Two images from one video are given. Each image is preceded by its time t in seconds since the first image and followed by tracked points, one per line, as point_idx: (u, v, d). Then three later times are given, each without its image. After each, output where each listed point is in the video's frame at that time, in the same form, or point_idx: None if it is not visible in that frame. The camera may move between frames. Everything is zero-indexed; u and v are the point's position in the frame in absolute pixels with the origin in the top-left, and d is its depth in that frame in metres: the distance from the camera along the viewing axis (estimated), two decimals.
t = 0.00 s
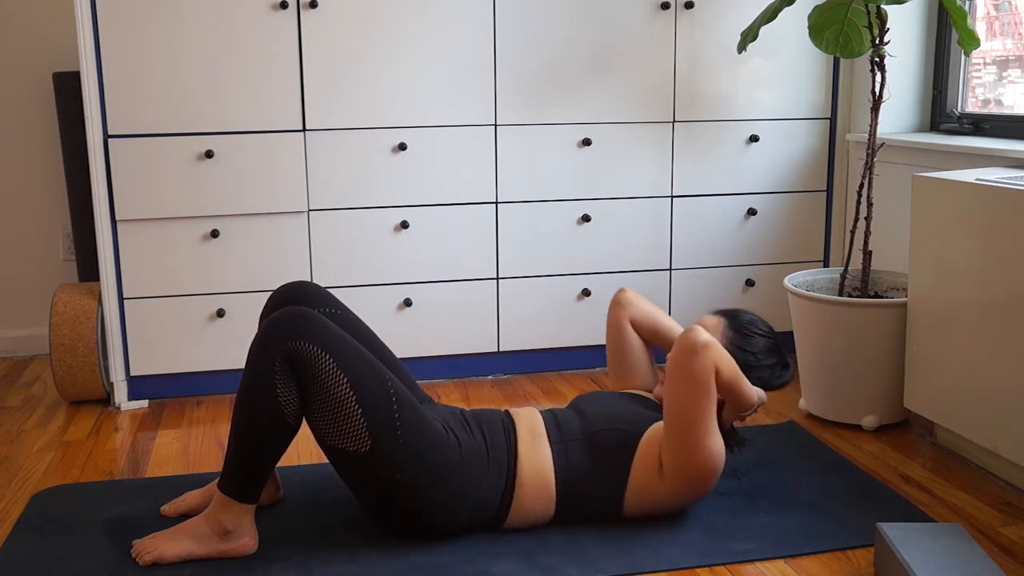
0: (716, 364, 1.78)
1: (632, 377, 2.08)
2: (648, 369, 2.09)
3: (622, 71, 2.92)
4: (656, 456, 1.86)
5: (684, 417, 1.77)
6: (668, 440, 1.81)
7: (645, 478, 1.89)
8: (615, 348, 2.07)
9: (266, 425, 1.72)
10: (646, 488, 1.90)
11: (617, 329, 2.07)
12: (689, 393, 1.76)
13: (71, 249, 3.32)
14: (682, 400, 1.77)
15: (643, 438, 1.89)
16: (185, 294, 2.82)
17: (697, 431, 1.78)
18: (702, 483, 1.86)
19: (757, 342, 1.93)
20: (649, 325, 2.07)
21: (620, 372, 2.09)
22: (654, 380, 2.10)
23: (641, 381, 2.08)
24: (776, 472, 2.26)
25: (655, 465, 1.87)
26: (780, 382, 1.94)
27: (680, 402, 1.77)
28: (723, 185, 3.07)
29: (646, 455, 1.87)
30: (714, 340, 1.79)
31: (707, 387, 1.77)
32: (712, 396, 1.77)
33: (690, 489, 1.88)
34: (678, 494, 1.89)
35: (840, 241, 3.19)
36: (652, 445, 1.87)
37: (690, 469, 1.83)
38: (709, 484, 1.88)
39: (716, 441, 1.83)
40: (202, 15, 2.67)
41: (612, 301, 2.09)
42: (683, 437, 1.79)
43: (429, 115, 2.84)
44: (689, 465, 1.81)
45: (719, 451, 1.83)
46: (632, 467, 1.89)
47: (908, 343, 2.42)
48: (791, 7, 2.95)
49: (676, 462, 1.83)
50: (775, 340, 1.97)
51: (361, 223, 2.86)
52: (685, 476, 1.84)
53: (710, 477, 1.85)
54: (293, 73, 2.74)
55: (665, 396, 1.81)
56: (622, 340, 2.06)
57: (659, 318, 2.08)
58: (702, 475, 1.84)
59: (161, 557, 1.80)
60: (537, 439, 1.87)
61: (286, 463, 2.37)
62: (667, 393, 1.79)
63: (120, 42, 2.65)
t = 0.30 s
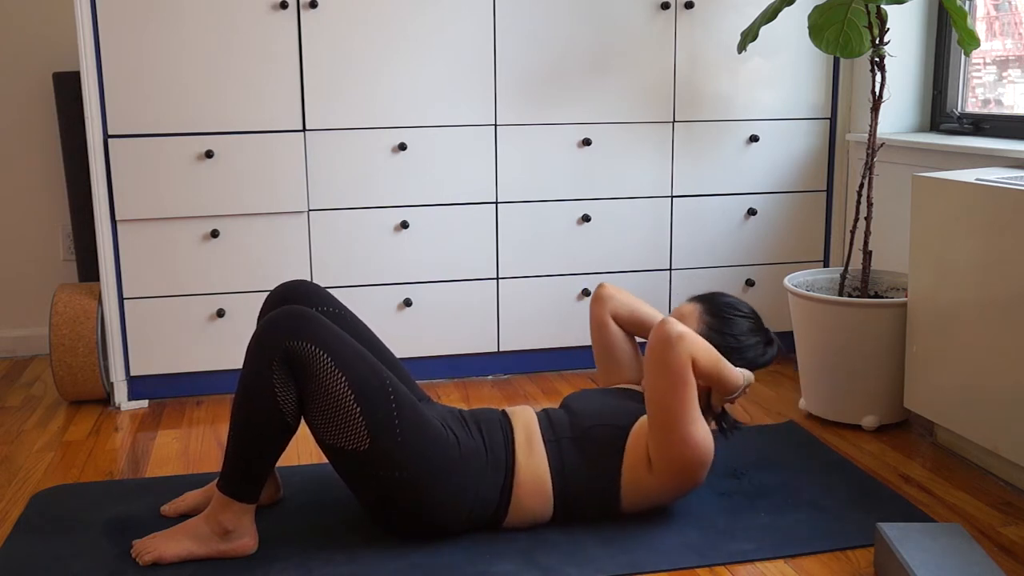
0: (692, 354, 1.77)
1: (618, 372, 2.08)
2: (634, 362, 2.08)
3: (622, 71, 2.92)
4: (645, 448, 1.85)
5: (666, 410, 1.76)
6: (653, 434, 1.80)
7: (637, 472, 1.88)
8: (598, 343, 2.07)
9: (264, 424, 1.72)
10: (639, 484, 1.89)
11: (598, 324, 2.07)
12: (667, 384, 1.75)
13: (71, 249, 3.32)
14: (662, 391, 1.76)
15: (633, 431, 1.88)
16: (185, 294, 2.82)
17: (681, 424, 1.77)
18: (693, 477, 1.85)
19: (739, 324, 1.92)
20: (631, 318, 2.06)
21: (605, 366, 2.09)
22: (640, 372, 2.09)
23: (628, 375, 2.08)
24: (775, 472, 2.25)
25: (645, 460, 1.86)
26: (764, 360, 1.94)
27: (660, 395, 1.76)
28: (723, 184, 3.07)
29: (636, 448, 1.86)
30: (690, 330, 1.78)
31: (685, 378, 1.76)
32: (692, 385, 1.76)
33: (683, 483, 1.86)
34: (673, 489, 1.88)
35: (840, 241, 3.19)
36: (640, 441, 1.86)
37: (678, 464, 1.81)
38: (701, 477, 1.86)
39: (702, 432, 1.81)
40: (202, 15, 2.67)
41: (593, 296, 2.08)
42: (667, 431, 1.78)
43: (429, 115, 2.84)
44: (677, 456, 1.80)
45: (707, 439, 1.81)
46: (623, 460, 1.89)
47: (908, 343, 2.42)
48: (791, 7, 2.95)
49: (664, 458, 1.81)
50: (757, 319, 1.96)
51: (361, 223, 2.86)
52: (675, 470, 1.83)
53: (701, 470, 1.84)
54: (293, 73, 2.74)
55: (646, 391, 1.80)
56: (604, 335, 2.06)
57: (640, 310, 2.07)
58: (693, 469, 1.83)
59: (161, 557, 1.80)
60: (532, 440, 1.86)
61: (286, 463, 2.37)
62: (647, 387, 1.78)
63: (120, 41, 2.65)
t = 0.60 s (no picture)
0: (681, 350, 1.77)
1: (613, 367, 2.08)
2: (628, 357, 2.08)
3: (622, 71, 2.92)
4: (639, 446, 1.85)
5: (658, 408, 1.76)
6: (646, 433, 1.80)
7: (632, 470, 1.88)
8: (591, 338, 2.07)
9: (263, 424, 1.72)
10: (635, 483, 1.89)
11: (591, 320, 2.07)
12: (658, 381, 1.75)
13: (71, 249, 3.32)
14: (653, 389, 1.76)
15: (627, 429, 1.88)
16: (185, 294, 2.82)
17: (673, 421, 1.77)
18: (688, 474, 1.85)
19: (729, 314, 1.91)
20: (624, 313, 2.06)
21: (600, 362, 2.08)
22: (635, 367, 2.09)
23: (622, 370, 2.08)
24: (775, 472, 2.25)
25: (639, 459, 1.86)
26: (756, 347, 1.94)
27: (652, 393, 1.76)
28: (723, 184, 3.07)
29: (629, 446, 1.86)
30: (678, 326, 1.79)
31: (675, 375, 1.76)
32: (683, 382, 1.76)
33: (679, 481, 1.86)
34: (669, 487, 1.88)
35: (840, 241, 3.19)
36: (634, 439, 1.86)
37: (672, 461, 1.81)
38: (697, 474, 1.86)
39: (696, 428, 1.81)
40: (202, 15, 2.67)
41: (585, 293, 2.08)
42: (659, 428, 1.77)
43: (429, 115, 2.84)
44: (671, 453, 1.79)
45: (700, 434, 1.81)
46: (617, 459, 1.89)
47: (908, 343, 2.42)
48: (791, 7, 2.95)
49: (658, 456, 1.81)
50: (746, 307, 1.95)
51: (361, 223, 2.86)
52: (670, 468, 1.82)
53: (696, 466, 1.83)
54: (293, 73, 2.74)
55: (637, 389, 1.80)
56: (597, 330, 2.06)
57: (632, 304, 2.07)
58: (688, 465, 1.82)
59: (161, 557, 1.80)
60: (530, 443, 1.86)
61: (286, 463, 2.37)
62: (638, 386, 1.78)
63: (120, 41, 2.65)
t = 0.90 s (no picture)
0: (678, 351, 1.77)
1: (611, 365, 2.08)
2: (624, 354, 2.08)
3: (622, 71, 2.92)
4: (638, 447, 1.85)
5: (657, 409, 1.76)
6: (645, 434, 1.80)
7: (631, 471, 1.88)
8: (589, 337, 2.07)
9: (263, 424, 1.72)
10: (634, 483, 1.89)
11: (589, 319, 2.06)
12: (656, 384, 1.75)
13: (71, 249, 3.32)
14: (651, 391, 1.76)
15: (625, 430, 1.88)
16: (185, 294, 2.82)
17: (672, 422, 1.77)
18: (687, 474, 1.85)
19: (725, 312, 1.91)
20: (621, 312, 2.06)
21: (597, 360, 2.09)
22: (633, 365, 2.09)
23: (621, 369, 2.08)
24: (775, 472, 2.25)
25: (638, 460, 1.86)
26: (752, 344, 1.94)
27: (650, 395, 1.76)
28: (723, 184, 3.07)
29: (627, 449, 1.86)
30: (675, 328, 1.79)
31: (672, 376, 1.76)
32: (680, 383, 1.76)
33: (677, 482, 1.86)
34: (669, 487, 1.88)
35: (840, 241, 3.19)
36: (632, 440, 1.86)
37: (672, 462, 1.81)
38: (696, 474, 1.86)
39: (694, 428, 1.81)
40: (202, 15, 2.67)
41: (581, 292, 2.08)
42: (658, 430, 1.77)
43: (429, 115, 2.84)
44: (670, 455, 1.79)
45: (699, 435, 1.81)
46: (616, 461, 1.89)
47: (908, 343, 2.42)
48: (791, 7, 2.95)
49: (658, 457, 1.81)
50: (743, 304, 1.95)
51: (361, 223, 2.86)
52: (669, 469, 1.82)
53: (694, 467, 1.84)
54: (293, 73, 2.74)
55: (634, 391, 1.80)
56: (594, 328, 2.06)
57: (630, 302, 2.07)
58: (687, 466, 1.82)
59: (161, 556, 1.80)
60: (529, 445, 1.86)
61: (286, 463, 2.37)
62: (636, 388, 1.78)
63: (120, 41, 2.65)
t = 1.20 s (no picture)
0: (685, 354, 1.77)
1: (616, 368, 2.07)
2: (629, 357, 2.07)
3: (622, 72, 2.92)
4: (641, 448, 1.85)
5: (662, 411, 1.76)
6: (649, 435, 1.80)
7: (633, 472, 1.88)
8: (594, 338, 2.07)
9: (264, 424, 1.72)
10: (636, 484, 1.89)
11: (594, 321, 2.07)
12: (661, 385, 1.75)
13: (71, 249, 3.32)
14: (655, 392, 1.76)
15: (628, 431, 1.88)
16: (185, 294, 2.82)
17: (676, 424, 1.77)
18: (689, 475, 1.85)
19: (731, 316, 1.90)
20: (627, 315, 2.07)
21: (602, 363, 2.08)
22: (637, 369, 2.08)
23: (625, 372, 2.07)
24: (775, 472, 2.26)
25: (640, 461, 1.86)
26: (758, 349, 1.93)
27: (655, 397, 1.76)
28: (722, 184, 3.07)
29: (630, 449, 1.86)
30: (681, 330, 1.78)
31: (678, 378, 1.75)
32: (686, 386, 1.76)
33: (679, 483, 1.86)
34: (670, 488, 1.88)
35: (840, 242, 3.19)
36: (635, 441, 1.86)
37: (674, 464, 1.81)
38: (697, 475, 1.86)
39: (698, 430, 1.81)
40: (202, 15, 2.67)
41: (588, 294, 2.10)
42: (662, 431, 1.77)
43: (429, 115, 2.84)
44: (673, 457, 1.80)
45: (702, 437, 1.82)
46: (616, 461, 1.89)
47: (908, 343, 2.42)
48: (791, 7, 2.95)
49: (660, 458, 1.81)
50: (749, 310, 1.95)
51: (361, 223, 2.86)
52: (672, 470, 1.83)
53: (697, 468, 1.84)
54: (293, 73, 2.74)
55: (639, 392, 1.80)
56: (599, 330, 2.06)
57: (636, 306, 2.08)
58: (689, 467, 1.83)
59: (161, 557, 1.80)
60: (530, 443, 1.86)
61: (286, 462, 2.37)
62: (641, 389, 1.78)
63: (120, 41, 2.65)
